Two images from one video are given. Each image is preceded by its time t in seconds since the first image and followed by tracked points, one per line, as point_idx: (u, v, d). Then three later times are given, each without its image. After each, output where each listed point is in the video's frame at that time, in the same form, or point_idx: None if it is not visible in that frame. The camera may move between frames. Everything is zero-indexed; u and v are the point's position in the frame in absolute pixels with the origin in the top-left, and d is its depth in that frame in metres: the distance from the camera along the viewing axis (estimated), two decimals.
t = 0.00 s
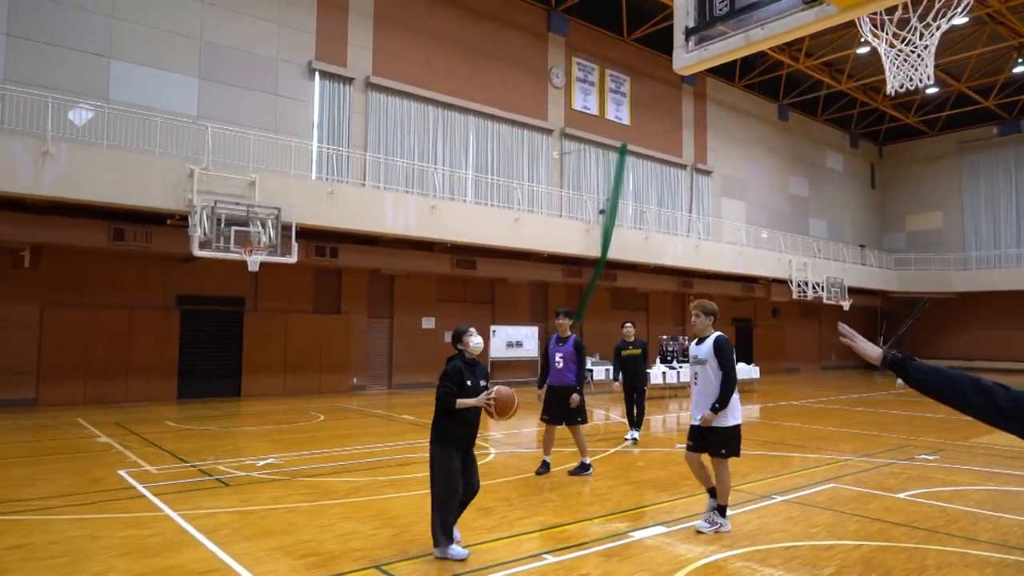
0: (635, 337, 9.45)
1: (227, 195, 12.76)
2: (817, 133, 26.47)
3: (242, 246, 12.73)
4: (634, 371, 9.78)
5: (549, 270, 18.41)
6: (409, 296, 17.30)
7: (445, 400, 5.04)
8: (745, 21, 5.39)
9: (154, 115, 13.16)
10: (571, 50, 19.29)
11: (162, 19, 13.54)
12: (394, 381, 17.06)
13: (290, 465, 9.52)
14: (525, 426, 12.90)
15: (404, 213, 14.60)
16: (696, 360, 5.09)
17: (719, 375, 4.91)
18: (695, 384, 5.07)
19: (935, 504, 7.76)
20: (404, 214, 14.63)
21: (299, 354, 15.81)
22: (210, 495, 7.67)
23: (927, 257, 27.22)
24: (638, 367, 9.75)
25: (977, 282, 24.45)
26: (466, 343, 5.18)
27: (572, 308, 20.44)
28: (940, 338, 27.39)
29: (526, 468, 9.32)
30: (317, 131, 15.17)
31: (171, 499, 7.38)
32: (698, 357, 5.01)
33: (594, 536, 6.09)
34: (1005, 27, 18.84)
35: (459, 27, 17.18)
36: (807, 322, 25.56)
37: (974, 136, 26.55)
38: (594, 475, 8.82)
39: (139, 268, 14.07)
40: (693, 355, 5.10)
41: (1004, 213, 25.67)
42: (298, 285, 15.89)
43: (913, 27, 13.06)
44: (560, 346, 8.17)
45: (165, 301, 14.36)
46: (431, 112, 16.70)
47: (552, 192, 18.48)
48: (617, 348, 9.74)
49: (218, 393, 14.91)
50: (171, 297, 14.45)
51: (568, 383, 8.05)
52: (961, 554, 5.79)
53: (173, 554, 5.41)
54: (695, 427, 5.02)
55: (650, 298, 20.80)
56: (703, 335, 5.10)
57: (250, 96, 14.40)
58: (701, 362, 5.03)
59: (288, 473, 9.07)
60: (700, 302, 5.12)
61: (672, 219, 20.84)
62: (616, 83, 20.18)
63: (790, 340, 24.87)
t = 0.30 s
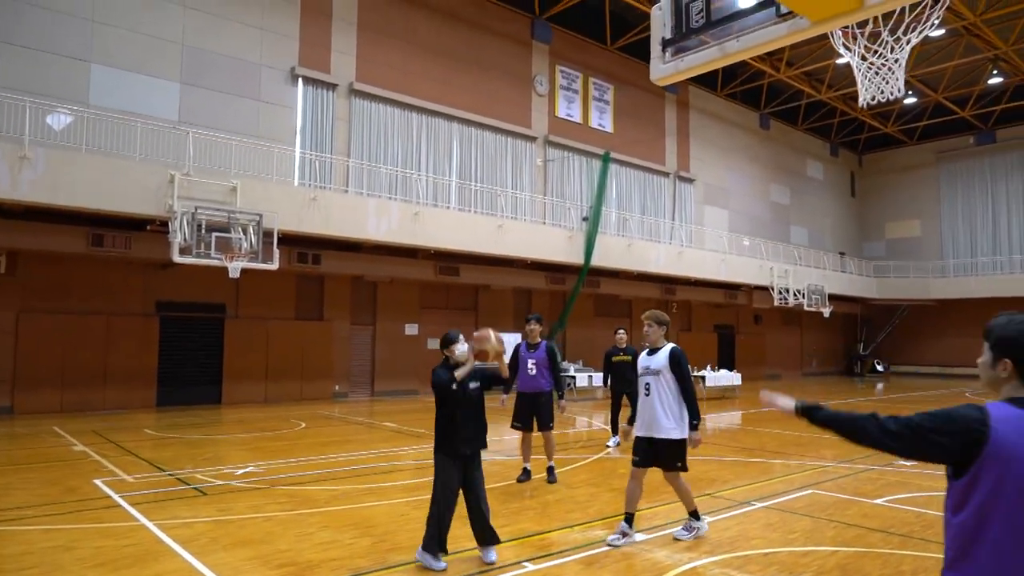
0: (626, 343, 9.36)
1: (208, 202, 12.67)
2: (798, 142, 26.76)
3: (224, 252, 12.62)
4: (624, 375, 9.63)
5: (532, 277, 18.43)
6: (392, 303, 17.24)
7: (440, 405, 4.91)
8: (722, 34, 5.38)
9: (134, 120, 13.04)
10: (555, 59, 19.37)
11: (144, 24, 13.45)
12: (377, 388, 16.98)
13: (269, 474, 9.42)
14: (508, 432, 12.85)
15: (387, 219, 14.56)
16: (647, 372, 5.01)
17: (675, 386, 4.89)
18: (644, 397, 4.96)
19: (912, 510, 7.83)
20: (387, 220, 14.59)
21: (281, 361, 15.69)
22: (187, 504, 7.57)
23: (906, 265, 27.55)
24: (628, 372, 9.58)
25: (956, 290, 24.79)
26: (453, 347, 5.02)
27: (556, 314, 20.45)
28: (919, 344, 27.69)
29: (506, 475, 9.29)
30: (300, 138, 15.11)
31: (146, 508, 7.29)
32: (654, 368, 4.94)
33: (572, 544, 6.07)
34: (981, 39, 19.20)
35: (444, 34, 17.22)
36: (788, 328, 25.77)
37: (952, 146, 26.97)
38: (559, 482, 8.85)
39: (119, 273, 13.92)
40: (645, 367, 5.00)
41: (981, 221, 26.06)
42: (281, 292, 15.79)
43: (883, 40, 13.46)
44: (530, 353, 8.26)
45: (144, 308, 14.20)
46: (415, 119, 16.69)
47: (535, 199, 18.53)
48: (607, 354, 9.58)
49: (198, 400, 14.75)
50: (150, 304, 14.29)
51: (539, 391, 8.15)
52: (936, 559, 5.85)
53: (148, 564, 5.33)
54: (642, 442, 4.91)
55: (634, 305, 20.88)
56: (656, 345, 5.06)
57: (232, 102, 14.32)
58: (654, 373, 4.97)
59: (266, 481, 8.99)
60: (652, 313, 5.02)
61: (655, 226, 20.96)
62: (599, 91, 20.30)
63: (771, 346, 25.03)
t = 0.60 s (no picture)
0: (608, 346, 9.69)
1: (168, 204, 12.42)
2: (761, 150, 27.24)
3: (184, 255, 12.35)
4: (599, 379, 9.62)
5: (500, 281, 18.43)
6: (357, 307, 17.09)
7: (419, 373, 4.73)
8: (681, 44, 5.35)
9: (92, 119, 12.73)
10: (522, 64, 19.45)
11: (103, 21, 13.14)
12: (342, 393, 16.81)
13: (229, 481, 9.25)
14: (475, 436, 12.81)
15: (353, 223, 14.43)
16: (594, 374, 5.02)
17: (620, 390, 4.95)
18: (590, 398, 4.98)
19: (867, 510, 8.00)
20: (354, 224, 14.46)
21: (243, 366, 15.43)
22: (142, 513, 7.39)
23: (865, 271, 28.23)
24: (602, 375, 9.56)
25: (914, 295, 25.46)
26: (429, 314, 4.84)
27: (523, 319, 20.45)
28: (879, 349, 28.33)
29: (472, 480, 9.25)
30: (264, 140, 14.91)
31: (99, 518, 7.09)
32: (603, 370, 4.96)
33: (533, 549, 6.06)
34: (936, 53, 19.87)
35: (412, 38, 17.19)
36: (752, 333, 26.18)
37: (909, 155, 27.75)
38: (520, 486, 8.86)
39: (76, 276, 13.56)
40: (593, 368, 5.01)
41: (937, 229, 26.80)
42: (244, 296, 15.54)
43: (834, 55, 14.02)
44: (496, 358, 8.25)
45: (101, 311, 13.84)
46: (382, 122, 16.61)
47: (503, 204, 18.54)
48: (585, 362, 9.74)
49: (157, 406, 14.43)
50: (108, 307, 13.93)
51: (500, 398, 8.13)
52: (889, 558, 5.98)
53: None
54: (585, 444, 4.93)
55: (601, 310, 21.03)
56: (603, 345, 5.07)
57: (195, 102, 14.08)
58: (602, 374, 5.00)
59: (225, 488, 8.82)
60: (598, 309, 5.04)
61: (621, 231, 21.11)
62: (566, 97, 20.44)
63: (735, 351, 25.38)
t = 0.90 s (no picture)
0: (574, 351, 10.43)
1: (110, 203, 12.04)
2: (711, 157, 27.81)
3: (125, 257, 11.96)
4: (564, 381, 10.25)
5: (452, 285, 18.38)
6: (307, 311, 16.83)
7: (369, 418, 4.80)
8: (627, 53, 5.29)
9: (28, 114, 12.24)
10: (476, 69, 19.45)
11: (42, 13, 12.66)
12: (290, 399, 16.54)
13: (170, 490, 8.99)
14: (426, 440, 12.73)
15: (303, 226, 14.21)
16: (541, 381, 5.00)
17: (566, 399, 5.00)
18: (536, 406, 4.95)
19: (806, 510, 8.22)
20: (303, 226, 14.24)
21: (187, 371, 15.04)
22: (77, 525, 7.12)
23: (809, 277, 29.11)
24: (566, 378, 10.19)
25: (855, 300, 26.35)
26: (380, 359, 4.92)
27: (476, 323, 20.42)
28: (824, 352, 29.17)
29: (421, 485, 9.18)
30: (211, 140, 14.57)
31: (30, 531, 6.81)
32: (553, 379, 4.95)
33: (481, 555, 6.01)
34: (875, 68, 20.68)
35: (365, 39, 17.03)
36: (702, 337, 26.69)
37: (851, 165, 28.68)
38: (470, 491, 8.83)
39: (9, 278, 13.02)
40: (541, 375, 4.98)
41: (878, 236, 27.77)
42: (189, 299, 15.15)
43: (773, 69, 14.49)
44: (447, 362, 8.19)
45: (36, 315, 13.32)
46: (334, 124, 16.41)
47: (456, 208, 18.51)
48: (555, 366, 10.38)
49: (95, 413, 13.92)
50: (44, 311, 13.42)
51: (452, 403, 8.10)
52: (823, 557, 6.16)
53: None
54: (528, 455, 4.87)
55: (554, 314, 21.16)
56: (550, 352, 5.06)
57: (138, 99, 13.68)
58: (549, 382, 4.99)
59: (166, 498, 8.56)
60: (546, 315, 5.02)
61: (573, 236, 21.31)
62: (520, 101, 20.53)
63: (685, 355, 25.83)
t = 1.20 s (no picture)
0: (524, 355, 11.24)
1: (24, 198, 11.40)
2: (648, 163, 28.41)
3: (41, 254, 11.31)
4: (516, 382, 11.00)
5: (389, 287, 18.21)
6: (237, 312, 16.37)
7: (290, 426, 4.69)
8: (560, 60, 5.32)
9: None
10: (415, 69, 19.35)
11: None
12: (220, 403, 16.05)
13: (87, 500, 8.57)
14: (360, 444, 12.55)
15: (234, 224, 13.82)
16: (481, 385, 4.91)
17: (504, 404, 4.97)
18: (477, 411, 4.87)
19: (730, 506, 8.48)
20: (235, 224, 13.84)
21: (108, 374, 14.40)
22: None
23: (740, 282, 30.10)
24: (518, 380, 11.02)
25: (782, 304, 27.40)
26: (310, 366, 4.83)
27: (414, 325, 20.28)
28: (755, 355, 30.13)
29: (354, 489, 9.04)
30: (137, 133, 14.03)
31: None
32: (494, 383, 4.91)
33: (415, 559, 5.78)
34: (803, 82, 21.63)
35: (301, 35, 16.71)
36: (638, 340, 27.23)
37: (780, 175, 29.78)
38: (404, 495, 8.73)
39: None
40: (483, 379, 4.90)
41: (805, 243, 28.92)
42: (111, 300, 14.52)
43: (703, 78, 14.99)
44: (381, 365, 8.10)
45: None
46: (268, 120, 16.04)
47: (394, 209, 18.35)
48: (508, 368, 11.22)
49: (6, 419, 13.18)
50: None
51: (386, 406, 7.98)
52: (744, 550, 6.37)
53: None
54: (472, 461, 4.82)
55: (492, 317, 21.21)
56: (489, 356, 5.00)
57: (57, 88, 13.03)
58: (490, 386, 4.93)
59: (82, 508, 8.17)
60: (487, 317, 4.96)
61: (511, 239, 21.48)
62: (460, 104, 20.53)
63: (621, 357, 26.30)
